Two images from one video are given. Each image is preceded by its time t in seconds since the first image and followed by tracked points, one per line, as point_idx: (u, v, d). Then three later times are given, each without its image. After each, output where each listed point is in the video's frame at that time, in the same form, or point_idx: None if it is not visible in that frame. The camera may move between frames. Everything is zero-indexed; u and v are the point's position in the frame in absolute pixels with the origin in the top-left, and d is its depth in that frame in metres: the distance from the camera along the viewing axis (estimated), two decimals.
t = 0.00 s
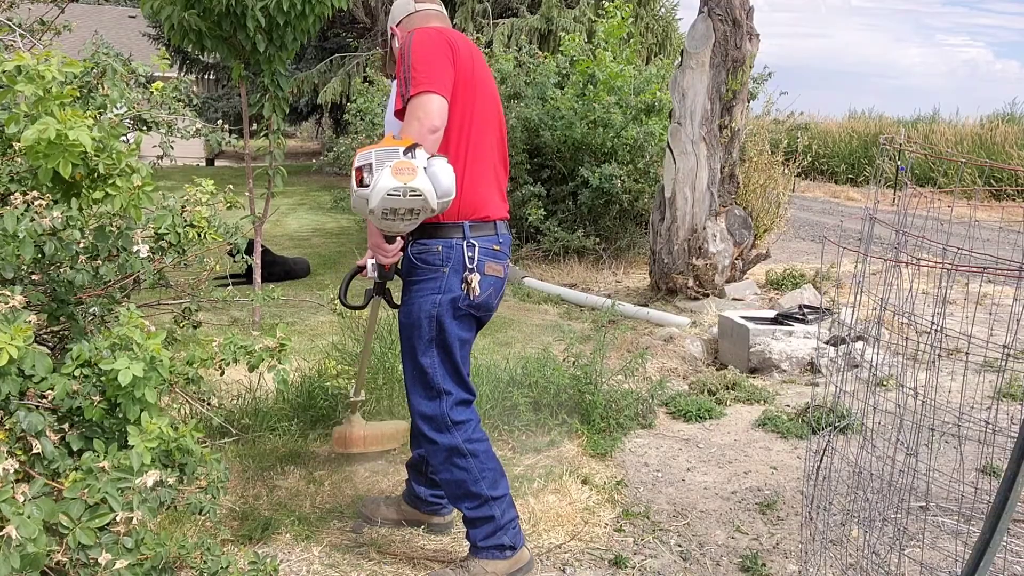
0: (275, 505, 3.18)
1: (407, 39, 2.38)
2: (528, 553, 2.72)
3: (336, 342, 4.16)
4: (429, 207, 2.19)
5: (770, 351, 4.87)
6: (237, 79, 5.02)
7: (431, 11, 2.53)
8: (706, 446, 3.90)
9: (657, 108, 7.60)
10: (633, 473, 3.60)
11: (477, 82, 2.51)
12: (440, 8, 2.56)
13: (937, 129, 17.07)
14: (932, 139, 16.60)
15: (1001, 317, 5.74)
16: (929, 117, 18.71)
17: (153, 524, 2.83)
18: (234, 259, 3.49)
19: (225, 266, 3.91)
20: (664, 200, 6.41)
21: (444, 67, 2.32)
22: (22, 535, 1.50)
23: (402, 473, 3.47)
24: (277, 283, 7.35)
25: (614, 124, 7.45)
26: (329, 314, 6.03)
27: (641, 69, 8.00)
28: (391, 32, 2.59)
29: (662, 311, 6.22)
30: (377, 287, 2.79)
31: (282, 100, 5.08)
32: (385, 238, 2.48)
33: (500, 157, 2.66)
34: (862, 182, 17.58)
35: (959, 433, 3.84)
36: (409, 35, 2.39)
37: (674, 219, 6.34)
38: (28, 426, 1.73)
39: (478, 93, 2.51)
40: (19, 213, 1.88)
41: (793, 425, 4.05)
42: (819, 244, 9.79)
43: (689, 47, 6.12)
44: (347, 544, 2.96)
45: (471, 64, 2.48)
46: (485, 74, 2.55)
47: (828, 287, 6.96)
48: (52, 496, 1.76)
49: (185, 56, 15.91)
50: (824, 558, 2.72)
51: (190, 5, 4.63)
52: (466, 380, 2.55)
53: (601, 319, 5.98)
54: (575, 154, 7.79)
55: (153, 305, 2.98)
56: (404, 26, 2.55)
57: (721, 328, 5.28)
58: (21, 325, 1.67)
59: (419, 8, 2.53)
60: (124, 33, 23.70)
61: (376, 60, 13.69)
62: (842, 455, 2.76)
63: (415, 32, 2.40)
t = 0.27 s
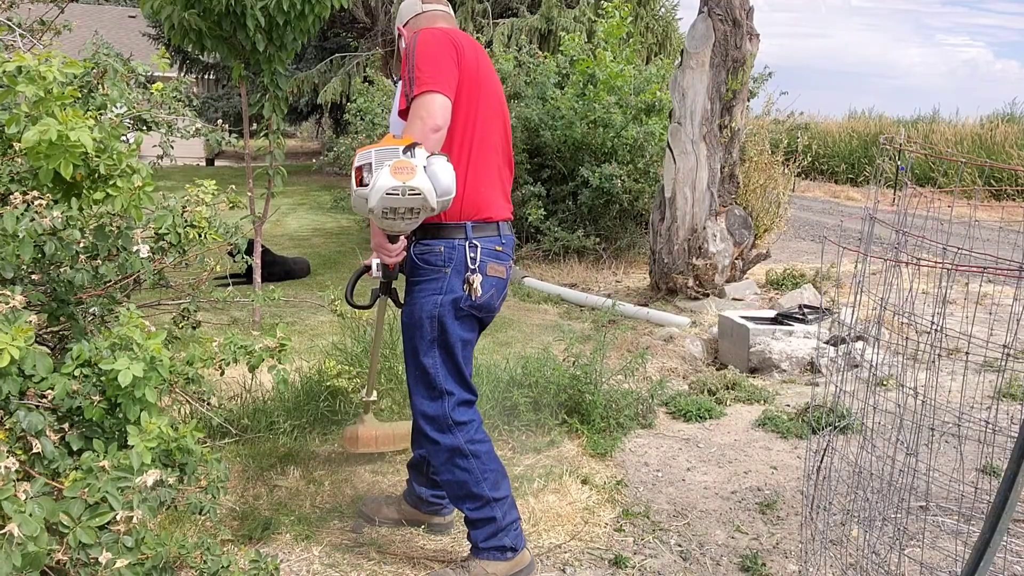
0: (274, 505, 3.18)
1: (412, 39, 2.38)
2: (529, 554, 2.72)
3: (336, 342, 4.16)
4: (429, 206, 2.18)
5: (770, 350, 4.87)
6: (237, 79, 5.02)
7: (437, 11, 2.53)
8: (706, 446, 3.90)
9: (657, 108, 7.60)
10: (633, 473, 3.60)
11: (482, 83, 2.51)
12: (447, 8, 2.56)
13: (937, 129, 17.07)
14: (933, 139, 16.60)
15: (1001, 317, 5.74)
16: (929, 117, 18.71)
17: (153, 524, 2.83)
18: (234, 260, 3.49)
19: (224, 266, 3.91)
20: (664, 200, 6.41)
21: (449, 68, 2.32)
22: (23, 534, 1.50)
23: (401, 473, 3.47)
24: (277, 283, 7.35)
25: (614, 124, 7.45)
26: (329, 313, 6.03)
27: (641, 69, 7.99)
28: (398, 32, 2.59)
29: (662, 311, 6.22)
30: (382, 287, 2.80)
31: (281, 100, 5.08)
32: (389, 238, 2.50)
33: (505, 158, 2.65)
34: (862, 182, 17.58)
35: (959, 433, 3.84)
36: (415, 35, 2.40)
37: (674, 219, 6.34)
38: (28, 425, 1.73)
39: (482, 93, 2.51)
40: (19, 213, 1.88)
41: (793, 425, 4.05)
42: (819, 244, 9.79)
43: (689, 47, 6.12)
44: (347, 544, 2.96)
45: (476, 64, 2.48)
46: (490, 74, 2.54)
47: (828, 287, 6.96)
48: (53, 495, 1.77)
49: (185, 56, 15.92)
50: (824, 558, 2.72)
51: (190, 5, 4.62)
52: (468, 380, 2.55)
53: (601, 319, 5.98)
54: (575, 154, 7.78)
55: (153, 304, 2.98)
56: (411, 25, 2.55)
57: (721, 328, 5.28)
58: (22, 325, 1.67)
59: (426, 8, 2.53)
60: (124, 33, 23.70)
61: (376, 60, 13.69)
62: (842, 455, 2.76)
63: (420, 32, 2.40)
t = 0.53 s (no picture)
0: (274, 505, 3.17)
1: (419, 38, 2.37)
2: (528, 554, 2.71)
3: (336, 342, 4.17)
4: (442, 206, 2.19)
5: (770, 350, 4.87)
6: (237, 79, 5.02)
7: (442, 11, 2.53)
8: (706, 446, 3.90)
9: (657, 108, 7.59)
10: (633, 473, 3.60)
11: (488, 83, 2.51)
12: (451, 8, 2.56)
13: (937, 129, 17.07)
14: (933, 139, 16.60)
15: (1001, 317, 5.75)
16: (929, 117, 18.72)
17: (153, 524, 2.83)
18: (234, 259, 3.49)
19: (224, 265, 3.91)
20: (664, 200, 6.41)
21: (457, 68, 2.32)
22: (23, 534, 1.49)
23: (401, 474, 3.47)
24: (277, 283, 7.34)
25: (614, 124, 7.45)
26: (330, 314, 6.03)
27: (641, 69, 7.99)
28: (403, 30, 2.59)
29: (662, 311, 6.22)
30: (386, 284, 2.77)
31: (281, 100, 5.08)
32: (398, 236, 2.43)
33: (508, 158, 2.66)
34: (862, 182, 17.59)
35: (959, 433, 3.84)
36: (422, 34, 2.39)
37: (673, 219, 6.34)
38: (28, 425, 1.73)
39: (487, 93, 2.51)
40: (19, 213, 1.88)
41: (792, 425, 4.05)
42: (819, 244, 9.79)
43: (689, 47, 6.12)
44: (347, 544, 2.96)
45: (482, 65, 2.48)
46: (495, 75, 2.55)
47: (828, 287, 6.96)
48: (53, 495, 1.76)
49: (185, 56, 15.91)
50: (825, 558, 2.72)
51: (190, 5, 4.62)
52: (470, 378, 2.55)
53: (601, 319, 5.98)
54: (575, 154, 7.78)
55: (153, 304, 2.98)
56: (416, 24, 2.54)
57: (721, 328, 5.28)
58: (22, 325, 1.67)
59: (431, 7, 2.52)
60: (124, 33, 23.69)
61: (375, 61, 13.69)
62: (842, 455, 2.76)
63: (427, 31, 2.39)
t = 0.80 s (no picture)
0: (274, 504, 3.17)
1: (428, 40, 2.36)
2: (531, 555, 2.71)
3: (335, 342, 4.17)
4: (470, 211, 2.17)
5: (770, 351, 4.87)
6: (237, 79, 5.02)
7: (444, 12, 2.53)
8: (706, 446, 3.90)
9: (657, 108, 7.59)
10: (633, 473, 3.60)
11: (494, 86, 2.51)
12: (454, 9, 2.55)
13: (937, 129, 17.08)
14: (933, 139, 16.60)
15: (1001, 317, 5.75)
16: (929, 117, 18.72)
17: (153, 524, 2.83)
18: (234, 260, 3.49)
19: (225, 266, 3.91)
20: (664, 200, 6.41)
21: (469, 71, 2.31)
22: (23, 535, 1.50)
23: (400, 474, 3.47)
24: (277, 283, 7.35)
25: (614, 124, 7.45)
26: (330, 313, 6.03)
27: (642, 69, 7.99)
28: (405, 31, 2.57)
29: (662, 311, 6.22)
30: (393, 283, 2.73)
31: (281, 100, 5.08)
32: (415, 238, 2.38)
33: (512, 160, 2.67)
34: (862, 182, 17.59)
35: (959, 433, 3.84)
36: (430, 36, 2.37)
37: (673, 219, 6.34)
38: (28, 425, 1.73)
39: (494, 96, 2.51)
40: (19, 213, 1.88)
41: (792, 425, 4.05)
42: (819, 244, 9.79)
43: (689, 47, 6.12)
44: (347, 544, 2.96)
45: (489, 67, 2.48)
46: (501, 77, 2.55)
47: (828, 287, 6.96)
48: (53, 495, 1.77)
49: (185, 56, 15.92)
50: (824, 558, 2.72)
51: (190, 5, 4.62)
52: (478, 381, 2.54)
53: (601, 319, 5.97)
54: (575, 154, 7.79)
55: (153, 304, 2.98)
56: (420, 25, 2.53)
57: (721, 328, 5.28)
58: (22, 325, 1.67)
59: (434, 8, 2.52)
60: (124, 33, 23.70)
61: (376, 61, 13.70)
62: (842, 455, 2.76)
63: (436, 33, 2.38)
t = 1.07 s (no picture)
0: (274, 504, 3.17)
1: (443, 45, 2.33)
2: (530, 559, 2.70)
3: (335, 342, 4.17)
4: (481, 235, 2.13)
5: (770, 351, 4.87)
6: (237, 79, 5.02)
7: (459, 9, 2.51)
8: (706, 446, 3.90)
9: (657, 108, 7.59)
10: (633, 473, 3.60)
11: (509, 91, 2.49)
12: (468, 6, 2.53)
13: (937, 129, 17.08)
14: (933, 139, 16.60)
15: (1001, 317, 5.75)
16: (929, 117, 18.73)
17: (153, 524, 2.83)
18: (234, 260, 3.49)
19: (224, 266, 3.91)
20: (664, 200, 6.41)
21: (484, 80, 2.28)
22: (22, 534, 1.49)
23: (400, 474, 3.46)
24: (277, 283, 7.34)
25: (614, 124, 7.45)
26: (330, 313, 6.03)
27: (642, 69, 7.99)
28: (419, 25, 2.54)
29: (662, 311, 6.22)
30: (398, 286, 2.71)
31: (281, 100, 5.08)
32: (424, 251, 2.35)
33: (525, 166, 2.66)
34: (862, 182, 17.59)
35: (959, 433, 3.85)
36: (446, 39, 2.35)
37: (673, 219, 6.34)
38: (28, 425, 1.73)
39: (508, 102, 2.49)
40: (19, 214, 1.88)
41: (793, 425, 4.05)
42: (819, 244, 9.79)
43: (689, 47, 6.12)
44: (347, 544, 2.96)
45: (504, 72, 2.46)
46: (516, 81, 2.52)
47: (828, 287, 6.96)
48: (53, 495, 1.76)
49: (185, 56, 15.92)
50: (825, 558, 2.72)
51: (190, 5, 4.62)
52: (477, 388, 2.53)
53: (601, 319, 5.97)
54: (575, 154, 7.78)
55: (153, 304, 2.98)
56: (435, 20, 2.51)
57: (721, 328, 5.28)
58: (22, 324, 1.67)
59: (449, 4, 2.49)
60: (125, 33, 23.71)
61: (376, 61, 13.70)
62: (842, 455, 2.76)
63: (451, 37, 2.36)
